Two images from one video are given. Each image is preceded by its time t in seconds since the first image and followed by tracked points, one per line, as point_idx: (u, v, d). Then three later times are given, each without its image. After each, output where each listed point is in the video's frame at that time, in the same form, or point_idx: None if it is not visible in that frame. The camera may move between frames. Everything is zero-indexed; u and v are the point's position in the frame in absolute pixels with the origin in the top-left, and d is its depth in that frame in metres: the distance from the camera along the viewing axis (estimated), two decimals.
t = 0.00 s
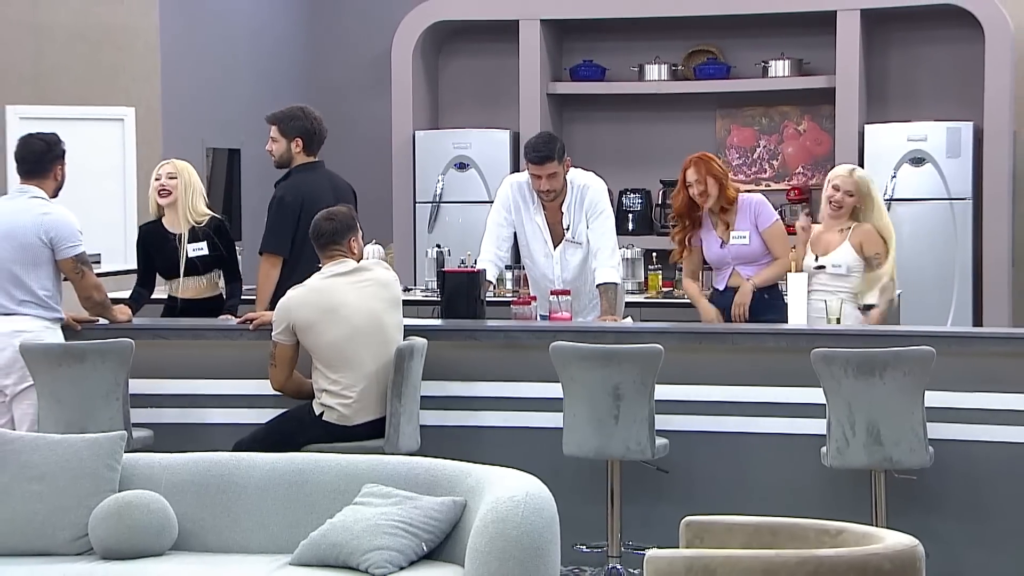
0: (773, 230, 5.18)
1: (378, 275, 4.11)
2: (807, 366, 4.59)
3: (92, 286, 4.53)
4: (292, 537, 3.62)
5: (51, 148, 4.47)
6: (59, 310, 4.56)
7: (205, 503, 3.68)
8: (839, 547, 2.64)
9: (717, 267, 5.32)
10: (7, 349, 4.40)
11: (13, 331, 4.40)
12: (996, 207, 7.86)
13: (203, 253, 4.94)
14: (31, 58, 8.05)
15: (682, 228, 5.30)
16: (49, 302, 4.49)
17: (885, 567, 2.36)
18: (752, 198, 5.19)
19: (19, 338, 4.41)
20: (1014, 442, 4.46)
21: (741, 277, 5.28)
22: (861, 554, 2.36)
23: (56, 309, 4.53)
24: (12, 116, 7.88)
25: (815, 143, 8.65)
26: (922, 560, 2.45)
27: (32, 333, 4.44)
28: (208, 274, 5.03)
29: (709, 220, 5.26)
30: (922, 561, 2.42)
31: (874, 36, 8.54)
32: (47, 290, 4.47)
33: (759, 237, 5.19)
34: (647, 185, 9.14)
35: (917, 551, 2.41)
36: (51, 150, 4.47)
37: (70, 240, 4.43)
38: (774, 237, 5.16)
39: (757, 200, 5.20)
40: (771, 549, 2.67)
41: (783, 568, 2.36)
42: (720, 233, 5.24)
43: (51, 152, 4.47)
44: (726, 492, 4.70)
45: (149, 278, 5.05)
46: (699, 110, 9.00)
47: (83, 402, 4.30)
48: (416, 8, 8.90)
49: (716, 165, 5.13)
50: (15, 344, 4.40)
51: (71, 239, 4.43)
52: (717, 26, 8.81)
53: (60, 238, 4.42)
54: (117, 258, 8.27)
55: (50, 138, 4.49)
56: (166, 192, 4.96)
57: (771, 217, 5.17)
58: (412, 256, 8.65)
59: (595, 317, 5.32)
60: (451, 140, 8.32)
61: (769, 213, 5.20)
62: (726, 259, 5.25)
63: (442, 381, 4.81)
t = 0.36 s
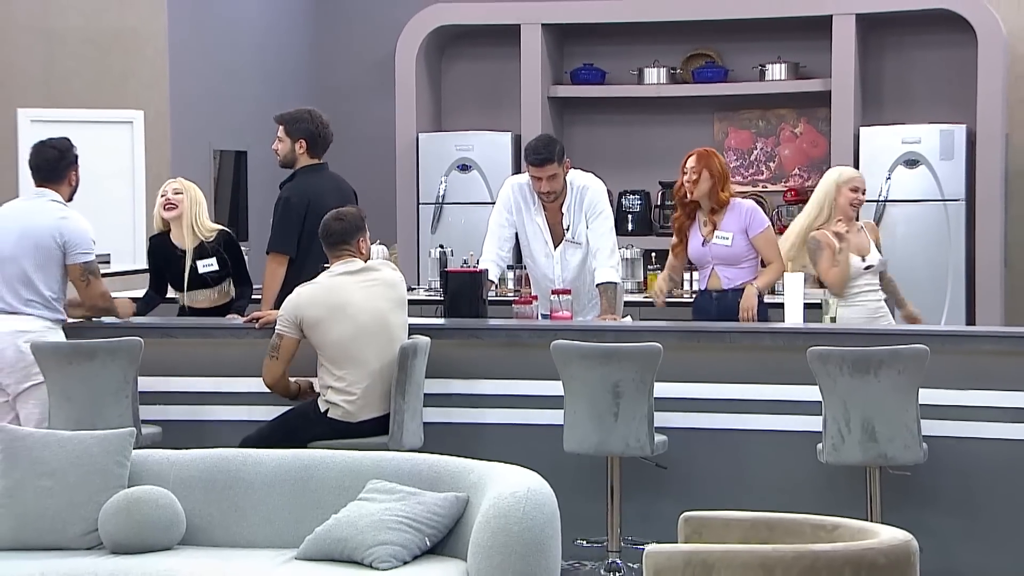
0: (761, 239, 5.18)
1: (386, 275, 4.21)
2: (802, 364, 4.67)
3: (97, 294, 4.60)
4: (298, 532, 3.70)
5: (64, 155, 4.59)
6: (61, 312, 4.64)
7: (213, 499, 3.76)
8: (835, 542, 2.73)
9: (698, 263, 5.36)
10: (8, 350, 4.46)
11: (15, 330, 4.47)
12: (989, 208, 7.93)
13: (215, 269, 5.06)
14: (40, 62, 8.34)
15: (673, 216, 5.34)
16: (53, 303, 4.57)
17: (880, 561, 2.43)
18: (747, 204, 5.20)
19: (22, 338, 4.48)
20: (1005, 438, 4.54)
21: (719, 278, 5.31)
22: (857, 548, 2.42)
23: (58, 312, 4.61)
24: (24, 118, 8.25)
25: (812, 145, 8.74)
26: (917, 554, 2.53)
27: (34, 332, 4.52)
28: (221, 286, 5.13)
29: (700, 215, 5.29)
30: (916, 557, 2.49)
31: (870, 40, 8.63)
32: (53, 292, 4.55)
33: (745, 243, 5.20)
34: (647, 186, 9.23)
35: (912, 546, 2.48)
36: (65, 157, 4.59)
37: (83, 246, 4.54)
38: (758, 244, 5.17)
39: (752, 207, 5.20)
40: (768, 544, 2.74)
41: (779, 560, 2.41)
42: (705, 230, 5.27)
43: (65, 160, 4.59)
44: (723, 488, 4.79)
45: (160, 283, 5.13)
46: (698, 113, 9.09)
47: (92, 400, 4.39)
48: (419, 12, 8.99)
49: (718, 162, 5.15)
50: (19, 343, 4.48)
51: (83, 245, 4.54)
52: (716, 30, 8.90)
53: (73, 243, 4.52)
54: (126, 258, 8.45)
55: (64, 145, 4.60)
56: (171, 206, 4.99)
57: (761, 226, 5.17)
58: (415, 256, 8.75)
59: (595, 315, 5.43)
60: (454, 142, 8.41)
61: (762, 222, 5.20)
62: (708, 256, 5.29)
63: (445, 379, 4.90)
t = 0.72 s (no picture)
0: (751, 249, 5.05)
1: (394, 275, 4.30)
2: (800, 362, 4.76)
3: (104, 299, 4.70)
4: (308, 526, 3.78)
5: (77, 157, 4.67)
6: (72, 311, 4.74)
7: (224, 495, 3.84)
8: (833, 536, 2.77)
9: (684, 258, 5.28)
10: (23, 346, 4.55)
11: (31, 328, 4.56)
12: (985, 210, 8.02)
13: (228, 248, 5.13)
14: (52, 70, 8.38)
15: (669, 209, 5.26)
16: (65, 301, 4.67)
17: (877, 556, 2.46)
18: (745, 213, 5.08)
19: (38, 334, 4.57)
20: (997, 435, 4.63)
21: (701, 278, 5.22)
22: (855, 543, 2.46)
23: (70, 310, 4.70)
24: (38, 120, 8.32)
25: (810, 148, 8.88)
26: (914, 549, 2.56)
27: (47, 329, 4.61)
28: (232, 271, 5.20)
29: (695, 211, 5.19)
30: (913, 551, 2.51)
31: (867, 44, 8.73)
32: (65, 291, 4.65)
33: (735, 248, 5.09)
34: (648, 188, 9.33)
35: (909, 539, 2.51)
36: (77, 158, 4.67)
37: (96, 247, 4.65)
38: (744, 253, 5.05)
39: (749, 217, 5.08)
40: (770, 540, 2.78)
41: (780, 555, 2.45)
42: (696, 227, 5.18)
43: (78, 161, 4.67)
44: (722, 484, 4.87)
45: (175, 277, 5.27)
46: (698, 116, 9.18)
47: (104, 397, 4.48)
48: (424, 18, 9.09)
49: (724, 164, 5.06)
50: (34, 340, 4.56)
51: (96, 247, 4.65)
52: (716, 34, 8.98)
53: (87, 243, 4.63)
54: (138, 257, 8.46)
55: (77, 147, 4.69)
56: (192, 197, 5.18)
57: (751, 238, 5.05)
58: (421, 256, 8.85)
59: (597, 314, 5.52)
60: (459, 144, 8.51)
61: (755, 235, 5.07)
62: (694, 255, 5.20)
63: (450, 377, 4.99)
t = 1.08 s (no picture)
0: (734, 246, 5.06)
1: (401, 276, 4.38)
2: (800, 361, 4.84)
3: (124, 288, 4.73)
4: (316, 521, 3.81)
5: (82, 156, 4.67)
6: (95, 308, 4.81)
7: (235, 490, 3.88)
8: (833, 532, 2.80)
9: (669, 259, 5.28)
10: (49, 345, 4.67)
11: (55, 326, 4.68)
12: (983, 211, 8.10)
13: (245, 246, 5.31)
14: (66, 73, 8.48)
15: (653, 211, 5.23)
16: (86, 298, 4.75)
17: (877, 551, 2.51)
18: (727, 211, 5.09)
19: (62, 331, 4.68)
20: (993, 432, 4.70)
21: (689, 279, 5.22)
22: (855, 538, 2.50)
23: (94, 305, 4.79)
24: (52, 123, 8.44)
25: (810, 150, 8.95)
26: (913, 545, 2.60)
27: (71, 326, 4.71)
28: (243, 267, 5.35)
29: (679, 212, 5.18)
30: (911, 546, 2.56)
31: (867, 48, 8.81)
32: (85, 287, 4.73)
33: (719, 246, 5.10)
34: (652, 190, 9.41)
35: (907, 535, 2.56)
36: (83, 158, 4.67)
37: (109, 241, 4.69)
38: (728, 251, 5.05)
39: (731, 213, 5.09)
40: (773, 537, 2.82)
41: (780, 550, 2.49)
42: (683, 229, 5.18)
43: (83, 161, 4.67)
44: (724, 480, 4.95)
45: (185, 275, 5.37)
46: (701, 118, 9.26)
47: (117, 395, 4.56)
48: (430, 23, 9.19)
49: (707, 163, 5.05)
50: (57, 337, 4.68)
51: (109, 240, 4.69)
52: (718, 38, 9.07)
53: (100, 238, 4.67)
54: (150, 256, 8.58)
55: (82, 145, 4.69)
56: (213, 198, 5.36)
57: (734, 235, 5.05)
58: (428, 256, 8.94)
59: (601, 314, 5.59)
60: (465, 146, 8.60)
61: (737, 231, 5.07)
62: (681, 256, 5.20)
63: (456, 375, 5.08)
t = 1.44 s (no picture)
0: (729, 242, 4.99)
1: (414, 278, 4.38)
2: (816, 361, 4.84)
3: (158, 284, 4.77)
4: (332, 520, 3.82)
5: (122, 166, 4.77)
6: (115, 309, 4.84)
7: (251, 489, 3.89)
8: (849, 531, 2.79)
9: (670, 268, 5.18)
10: (66, 342, 4.69)
11: (74, 323, 4.69)
12: (999, 211, 8.08)
13: (257, 246, 5.24)
14: (84, 71, 8.51)
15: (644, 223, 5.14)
16: (109, 298, 4.78)
17: (892, 551, 2.50)
18: (715, 207, 5.03)
19: (82, 329, 4.70)
20: (1008, 433, 4.70)
21: (695, 285, 5.15)
22: (871, 538, 2.50)
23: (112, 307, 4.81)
24: (71, 124, 8.46)
25: (825, 150, 8.93)
26: (929, 546, 2.59)
27: (91, 326, 4.73)
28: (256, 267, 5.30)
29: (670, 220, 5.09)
30: (928, 547, 2.55)
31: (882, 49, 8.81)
32: (111, 288, 4.77)
33: (714, 246, 5.03)
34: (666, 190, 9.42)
35: (924, 536, 2.55)
36: (123, 168, 4.78)
37: (142, 243, 4.72)
38: (722, 250, 4.97)
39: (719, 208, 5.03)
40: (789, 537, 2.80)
41: (795, 550, 2.49)
42: (677, 236, 5.08)
43: (123, 171, 4.77)
44: (738, 480, 4.95)
45: (198, 275, 5.33)
46: (715, 119, 9.26)
47: (134, 394, 4.58)
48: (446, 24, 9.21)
49: (691, 166, 4.97)
50: (75, 335, 4.69)
51: (142, 241, 4.72)
52: (733, 39, 9.07)
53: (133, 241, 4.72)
54: (167, 256, 8.62)
55: (122, 156, 4.79)
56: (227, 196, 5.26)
57: (726, 229, 4.99)
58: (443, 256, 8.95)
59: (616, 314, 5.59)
60: (480, 147, 8.61)
61: (728, 225, 5.01)
62: (682, 265, 5.13)
63: (471, 374, 5.09)
